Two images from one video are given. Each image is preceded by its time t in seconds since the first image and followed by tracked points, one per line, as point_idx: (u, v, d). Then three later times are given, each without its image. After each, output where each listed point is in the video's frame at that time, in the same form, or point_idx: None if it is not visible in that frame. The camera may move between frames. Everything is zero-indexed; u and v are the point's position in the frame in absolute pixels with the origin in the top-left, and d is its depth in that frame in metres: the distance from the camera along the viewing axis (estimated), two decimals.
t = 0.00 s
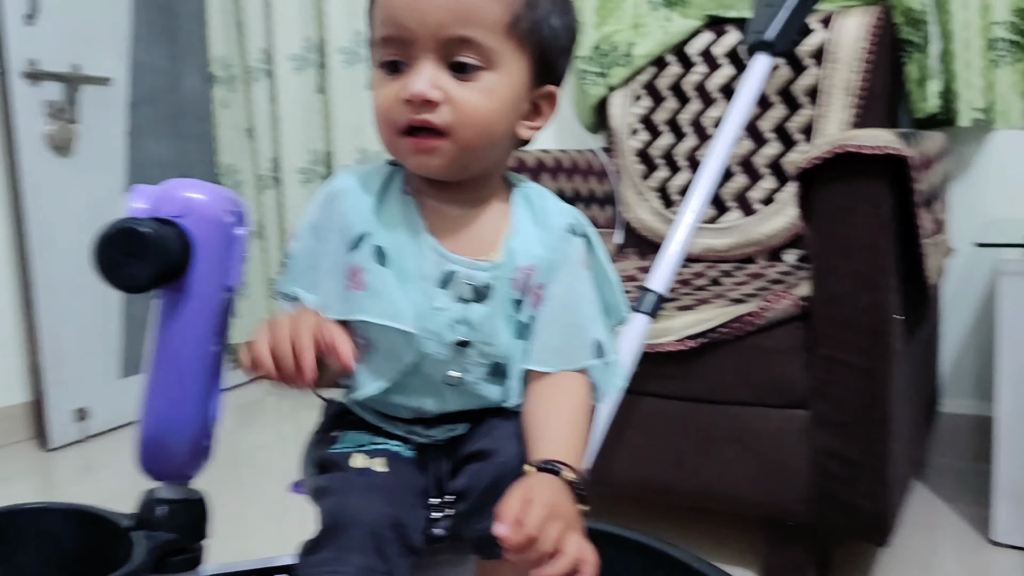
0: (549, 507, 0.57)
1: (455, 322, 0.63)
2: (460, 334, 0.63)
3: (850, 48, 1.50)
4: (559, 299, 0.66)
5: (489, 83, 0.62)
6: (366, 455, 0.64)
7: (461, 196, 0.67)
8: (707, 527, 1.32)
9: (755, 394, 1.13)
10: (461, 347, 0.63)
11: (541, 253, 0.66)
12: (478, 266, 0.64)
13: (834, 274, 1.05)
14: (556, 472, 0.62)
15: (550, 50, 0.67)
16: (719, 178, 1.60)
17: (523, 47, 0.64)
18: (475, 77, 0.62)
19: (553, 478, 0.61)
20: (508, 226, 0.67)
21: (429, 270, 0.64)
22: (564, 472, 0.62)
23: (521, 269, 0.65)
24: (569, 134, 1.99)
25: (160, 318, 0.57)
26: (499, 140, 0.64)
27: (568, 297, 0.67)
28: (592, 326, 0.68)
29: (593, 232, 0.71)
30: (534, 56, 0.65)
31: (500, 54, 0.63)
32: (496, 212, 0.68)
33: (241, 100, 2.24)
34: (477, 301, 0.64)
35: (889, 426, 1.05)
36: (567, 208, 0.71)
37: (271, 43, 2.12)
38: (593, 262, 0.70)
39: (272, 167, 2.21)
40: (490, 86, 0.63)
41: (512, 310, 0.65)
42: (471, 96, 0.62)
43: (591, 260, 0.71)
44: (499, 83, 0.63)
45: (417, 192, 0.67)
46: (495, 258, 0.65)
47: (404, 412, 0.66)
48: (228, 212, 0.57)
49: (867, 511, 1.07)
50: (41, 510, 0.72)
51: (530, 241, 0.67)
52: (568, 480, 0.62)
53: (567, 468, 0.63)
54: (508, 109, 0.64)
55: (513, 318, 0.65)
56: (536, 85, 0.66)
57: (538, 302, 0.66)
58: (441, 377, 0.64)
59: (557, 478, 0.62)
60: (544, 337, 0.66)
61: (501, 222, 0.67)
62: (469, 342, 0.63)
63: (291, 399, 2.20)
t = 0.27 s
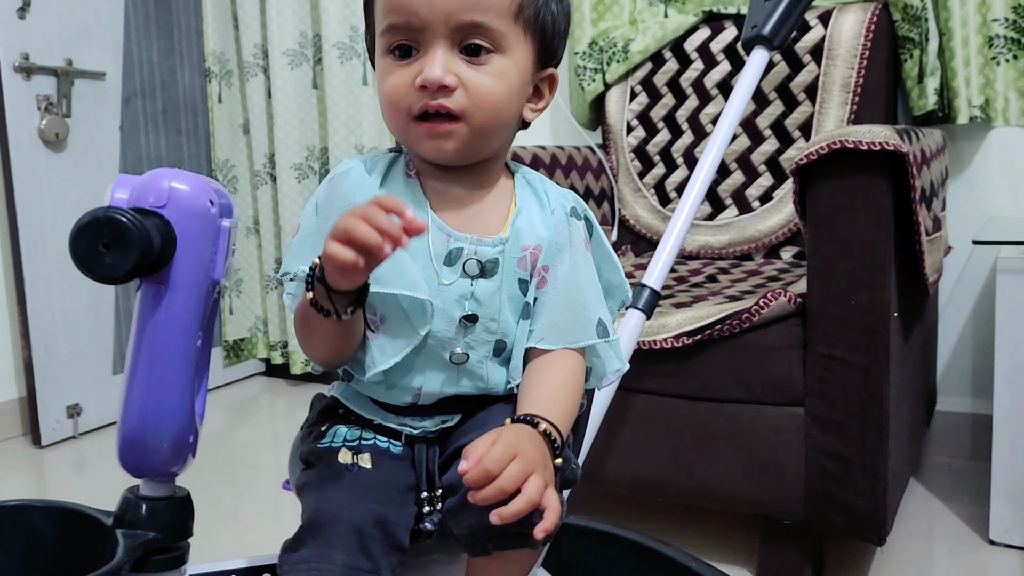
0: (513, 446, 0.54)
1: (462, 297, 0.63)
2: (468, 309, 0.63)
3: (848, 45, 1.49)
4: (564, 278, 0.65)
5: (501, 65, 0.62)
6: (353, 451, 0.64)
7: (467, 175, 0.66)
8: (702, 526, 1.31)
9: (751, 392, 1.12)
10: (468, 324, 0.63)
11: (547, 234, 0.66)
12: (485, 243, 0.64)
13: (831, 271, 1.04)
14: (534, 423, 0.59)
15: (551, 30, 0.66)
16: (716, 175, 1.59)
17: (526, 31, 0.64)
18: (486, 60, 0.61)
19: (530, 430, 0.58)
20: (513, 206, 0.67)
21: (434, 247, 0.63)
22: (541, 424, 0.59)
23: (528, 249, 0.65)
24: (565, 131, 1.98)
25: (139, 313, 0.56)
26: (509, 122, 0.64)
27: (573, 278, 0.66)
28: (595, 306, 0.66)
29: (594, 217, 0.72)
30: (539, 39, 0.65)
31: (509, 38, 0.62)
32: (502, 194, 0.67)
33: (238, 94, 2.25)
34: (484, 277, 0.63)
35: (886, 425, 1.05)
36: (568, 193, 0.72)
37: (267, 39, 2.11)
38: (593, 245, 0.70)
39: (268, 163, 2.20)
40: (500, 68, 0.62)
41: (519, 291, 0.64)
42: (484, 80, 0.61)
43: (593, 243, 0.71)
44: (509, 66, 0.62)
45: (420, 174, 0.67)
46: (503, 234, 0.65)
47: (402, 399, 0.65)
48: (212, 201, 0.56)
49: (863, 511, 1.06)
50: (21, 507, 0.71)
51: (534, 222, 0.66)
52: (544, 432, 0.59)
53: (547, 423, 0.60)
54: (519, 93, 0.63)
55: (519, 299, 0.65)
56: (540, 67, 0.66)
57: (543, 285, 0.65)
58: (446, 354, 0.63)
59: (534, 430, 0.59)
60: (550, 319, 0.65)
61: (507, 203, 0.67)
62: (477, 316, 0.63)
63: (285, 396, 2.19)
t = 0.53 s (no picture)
0: (489, 417, 0.53)
1: (455, 279, 0.63)
2: (461, 291, 0.63)
3: (846, 45, 1.49)
4: (567, 273, 0.64)
5: (507, 74, 0.62)
6: (347, 446, 0.63)
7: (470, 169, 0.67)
8: (700, 525, 1.31)
9: (749, 391, 1.12)
10: (461, 305, 0.63)
11: (549, 224, 0.66)
12: (479, 227, 0.64)
13: (829, 271, 1.04)
14: (517, 400, 0.58)
15: (555, 27, 0.65)
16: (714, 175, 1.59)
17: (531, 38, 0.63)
18: (493, 69, 0.61)
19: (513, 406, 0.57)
20: (519, 196, 0.67)
21: (430, 231, 0.64)
22: (524, 401, 0.58)
23: (531, 240, 0.65)
24: (563, 131, 1.98)
25: (138, 309, 0.56)
26: (518, 126, 0.64)
27: (574, 272, 0.65)
28: (594, 299, 0.65)
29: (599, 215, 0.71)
30: (543, 40, 0.64)
31: (515, 45, 0.62)
32: (508, 189, 0.67)
33: (235, 95, 2.23)
34: (478, 260, 0.64)
35: (884, 426, 1.04)
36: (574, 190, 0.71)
37: (264, 38, 2.10)
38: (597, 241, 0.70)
39: (265, 162, 2.19)
40: (507, 75, 0.62)
41: (517, 278, 0.64)
42: (492, 88, 0.61)
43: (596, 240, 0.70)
44: (516, 72, 0.62)
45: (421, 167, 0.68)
46: (500, 219, 0.65)
47: (399, 386, 0.65)
48: (211, 198, 0.56)
49: (861, 511, 1.06)
50: (17, 504, 0.70)
51: (537, 215, 0.66)
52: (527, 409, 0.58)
53: (532, 402, 0.59)
54: (525, 99, 0.63)
55: (515, 285, 0.64)
56: (544, 67, 0.66)
57: (546, 279, 0.64)
58: (438, 335, 0.64)
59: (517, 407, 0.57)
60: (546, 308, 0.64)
61: (513, 194, 0.67)
62: (471, 299, 0.63)
63: (283, 396, 2.19)
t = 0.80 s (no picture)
0: (465, 403, 0.54)
1: (454, 272, 0.63)
2: (461, 283, 0.63)
3: (840, 49, 1.50)
4: (564, 268, 0.64)
5: (495, 84, 0.62)
6: (333, 448, 0.62)
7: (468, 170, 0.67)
8: (693, 527, 1.32)
9: (742, 394, 1.12)
10: (460, 297, 0.63)
11: (546, 221, 0.66)
12: (478, 221, 0.64)
13: (822, 275, 1.05)
14: (502, 387, 0.58)
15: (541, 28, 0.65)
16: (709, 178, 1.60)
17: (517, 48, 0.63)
18: (480, 82, 0.61)
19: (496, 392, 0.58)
20: (517, 194, 0.67)
21: (429, 227, 0.64)
22: (507, 387, 0.58)
23: (529, 235, 0.65)
24: (559, 132, 1.98)
25: (129, 313, 0.56)
26: (511, 133, 0.65)
27: (572, 267, 0.65)
28: (592, 295, 0.65)
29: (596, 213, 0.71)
30: (527, 45, 0.64)
31: (500, 56, 0.62)
32: (505, 187, 0.67)
33: (231, 94, 2.25)
34: (477, 253, 0.64)
35: (877, 429, 1.05)
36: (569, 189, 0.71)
37: (260, 39, 2.10)
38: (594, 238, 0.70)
39: (260, 163, 2.19)
40: (495, 87, 0.62)
41: (517, 273, 0.64)
42: (481, 101, 0.61)
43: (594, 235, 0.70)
44: (504, 82, 0.62)
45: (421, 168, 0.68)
46: (500, 214, 0.65)
47: (396, 380, 0.64)
48: (202, 201, 0.56)
49: (853, 514, 1.06)
50: (10, 508, 0.70)
51: (534, 211, 0.66)
52: (511, 395, 0.58)
53: (519, 389, 0.59)
54: (515, 105, 0.64)
55: (514, 279, 0.64)
56: (532, 69, 0.66)
57: (544, 275, 0.64)
58: (437, 328, 0.63)
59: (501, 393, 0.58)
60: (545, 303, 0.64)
61: (511, 192, 0.67)
62: (470, 291, 0.63)
63: (278, 396, 2.19)
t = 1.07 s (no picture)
0: (491, 389, 0.55)
1: (457, 266, 0.63)
2: (463, 277, 0.63)
3: (837, 50, 1.50)
4: (564, 259, 0.65)
5: (490, 78, 0.62)
6: (329, 447, 0.62)
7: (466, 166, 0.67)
8: (689, 527, 1.32)
9: (739, 394, 1.12)
10: (463, 291, 0.63)
11: (544, 215, 0.66)
12: (479, 216, 0.65)
13: (819, 275, 1.05)
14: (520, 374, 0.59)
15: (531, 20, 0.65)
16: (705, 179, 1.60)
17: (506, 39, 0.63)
18: (475, 76, 0.62)
19: (517, 378, 0.58)
20: (513, 188, 0.68)
21: (429, 222, 0.65)
22: (526, 374, 0.59)
23: (528, 229, 0.65)
24: (556, 133, 1.98)
25: (131, 308, 0.55)
26: (507, 127, 0.65)
27: (571, 259, 0.65)
28: (591, 284, 0.66)
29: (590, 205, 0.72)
30: (517, 40, 0.64)
31: (493, 50, 0.62)
32: (502, 182, 0.68)
33: (228, 93, 2.24)
34: (479, 248, 0.64)
35: (873, 429, 1.05)
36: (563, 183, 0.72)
37: (257, 38, 2.10)
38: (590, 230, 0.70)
39: (257, 162, 2.19)
40: (490, 81, 0.62)
41: (518, 266, 0.64)
42: (478, 95, 0.62)
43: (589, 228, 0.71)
44: (498, 76, 0.63)
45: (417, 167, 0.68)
46: (499, 209, 0.65)
47: (398, 376, 0.64)
48: (205, 197, 0.56)
49: (849, 514, 1.07)
50: (8, 504, 0.70)
51: (532, 205, 0.67)
52: (530, 382, 0.59)
53: (535, 376, 0.60)
54: (509, 99, 0.64)
55: (515, 272, 0.64)
56: (523, 63, 0.66)
57: (545, 267, 0.65)
58: (440, 323, 0.63)
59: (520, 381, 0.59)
60: (546, 294, 0.65)
61: (507, 186, 0.68)
62: (473, 285, 0.63)
63: (273, 396, 2.19)
